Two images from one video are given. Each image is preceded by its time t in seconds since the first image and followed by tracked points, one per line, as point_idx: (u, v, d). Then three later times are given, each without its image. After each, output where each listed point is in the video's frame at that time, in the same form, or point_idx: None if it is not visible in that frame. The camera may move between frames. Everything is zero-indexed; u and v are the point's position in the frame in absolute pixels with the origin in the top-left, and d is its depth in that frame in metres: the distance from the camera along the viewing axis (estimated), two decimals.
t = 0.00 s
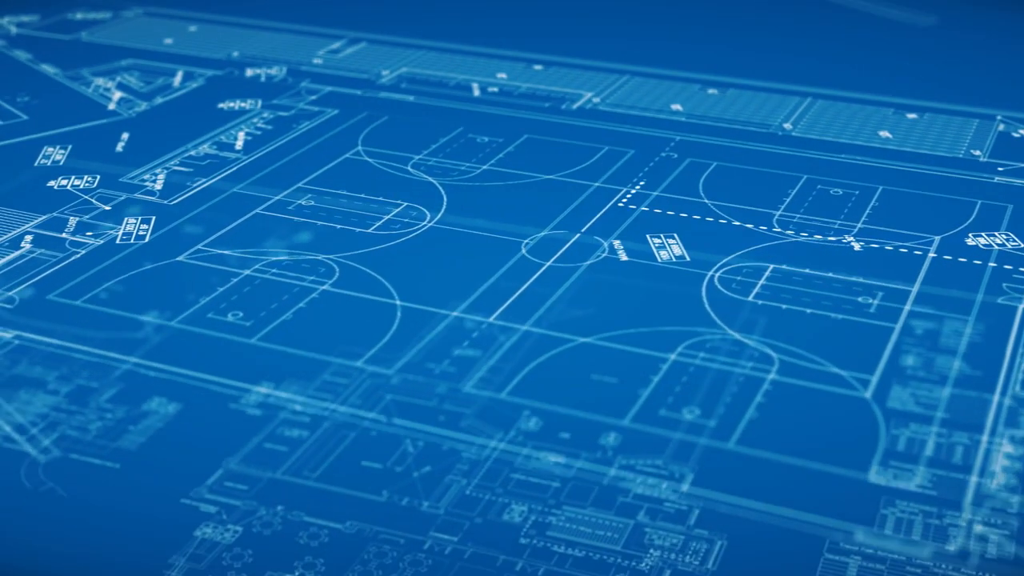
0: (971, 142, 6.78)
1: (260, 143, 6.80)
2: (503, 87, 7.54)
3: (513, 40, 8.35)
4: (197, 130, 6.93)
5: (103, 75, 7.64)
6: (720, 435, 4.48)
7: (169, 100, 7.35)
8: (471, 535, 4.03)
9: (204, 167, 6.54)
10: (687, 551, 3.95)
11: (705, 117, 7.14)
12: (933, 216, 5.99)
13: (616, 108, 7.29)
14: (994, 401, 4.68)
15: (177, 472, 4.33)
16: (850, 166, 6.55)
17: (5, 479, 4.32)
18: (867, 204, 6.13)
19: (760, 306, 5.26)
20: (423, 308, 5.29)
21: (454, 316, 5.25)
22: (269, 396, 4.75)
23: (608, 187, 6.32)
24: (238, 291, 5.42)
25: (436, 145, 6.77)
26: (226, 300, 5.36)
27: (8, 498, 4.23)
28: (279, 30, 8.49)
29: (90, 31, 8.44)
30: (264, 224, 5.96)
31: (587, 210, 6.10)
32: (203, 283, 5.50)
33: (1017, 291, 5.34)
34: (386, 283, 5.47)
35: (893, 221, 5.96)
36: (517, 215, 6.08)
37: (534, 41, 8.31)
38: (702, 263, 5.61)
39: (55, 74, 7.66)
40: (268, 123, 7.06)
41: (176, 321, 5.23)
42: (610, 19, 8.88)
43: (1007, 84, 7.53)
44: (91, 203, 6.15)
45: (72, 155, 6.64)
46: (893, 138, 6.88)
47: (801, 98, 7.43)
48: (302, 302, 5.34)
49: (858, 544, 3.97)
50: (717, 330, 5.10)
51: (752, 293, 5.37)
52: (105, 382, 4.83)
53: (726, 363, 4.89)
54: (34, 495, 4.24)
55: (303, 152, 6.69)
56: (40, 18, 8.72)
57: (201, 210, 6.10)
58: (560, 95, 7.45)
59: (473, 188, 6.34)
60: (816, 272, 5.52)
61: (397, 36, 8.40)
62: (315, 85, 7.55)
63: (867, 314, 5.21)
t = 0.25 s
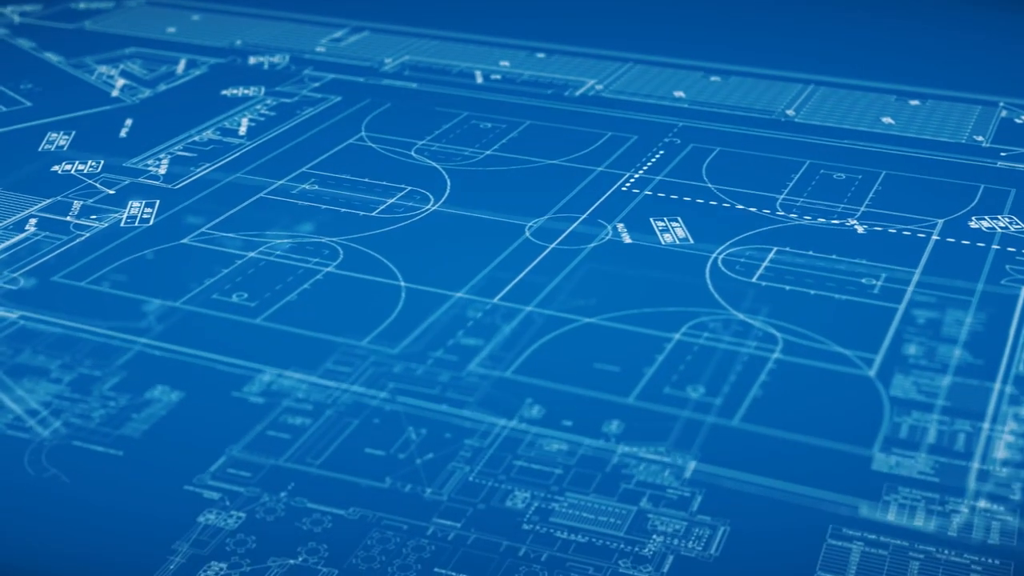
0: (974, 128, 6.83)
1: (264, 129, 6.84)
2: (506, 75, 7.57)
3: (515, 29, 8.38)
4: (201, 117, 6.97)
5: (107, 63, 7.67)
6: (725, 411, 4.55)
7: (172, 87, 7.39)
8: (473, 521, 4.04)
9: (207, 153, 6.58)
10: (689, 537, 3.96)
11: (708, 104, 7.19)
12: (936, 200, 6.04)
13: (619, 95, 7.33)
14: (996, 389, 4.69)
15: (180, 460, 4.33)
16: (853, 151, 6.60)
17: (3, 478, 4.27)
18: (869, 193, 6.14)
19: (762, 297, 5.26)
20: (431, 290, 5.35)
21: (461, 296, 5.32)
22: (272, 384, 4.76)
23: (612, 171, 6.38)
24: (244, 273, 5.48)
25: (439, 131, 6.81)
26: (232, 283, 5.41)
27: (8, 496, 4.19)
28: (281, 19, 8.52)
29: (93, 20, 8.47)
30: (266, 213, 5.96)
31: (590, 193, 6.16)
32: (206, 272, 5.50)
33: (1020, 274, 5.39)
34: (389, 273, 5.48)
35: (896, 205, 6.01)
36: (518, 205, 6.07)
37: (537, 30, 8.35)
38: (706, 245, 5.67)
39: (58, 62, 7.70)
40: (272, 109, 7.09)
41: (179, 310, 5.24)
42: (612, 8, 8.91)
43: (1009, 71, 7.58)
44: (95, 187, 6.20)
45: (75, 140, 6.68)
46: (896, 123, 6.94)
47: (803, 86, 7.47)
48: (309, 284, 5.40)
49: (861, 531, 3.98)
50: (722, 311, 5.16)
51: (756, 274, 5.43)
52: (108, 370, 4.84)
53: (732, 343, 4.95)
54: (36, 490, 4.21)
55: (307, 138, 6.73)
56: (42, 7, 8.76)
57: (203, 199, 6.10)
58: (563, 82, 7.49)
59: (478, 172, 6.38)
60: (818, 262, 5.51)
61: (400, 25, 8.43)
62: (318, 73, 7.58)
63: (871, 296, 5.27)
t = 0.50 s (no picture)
0: (977, 114, 6.89)
1: (267, 115, 6.89)
2: (509, 62, 7.62)
3: (517, 18, 8.41)
4: (204, 104, 7.01)
5: (110, 51, 7.72)
6: (730, 388, 4.63)
7: (175, 75, 7.44)
8: (477, 507, 4.04)
9: (209, 142, 6.60)
10: (692, 523, 3.96)
11: (711, 90, 7.24)
12: (939, 183, 6.10)
13: (622, 81, 7.36)
14: (998, 376, 4.69)
15: (183, 448, 4.33)
16: (856, 136, 6.66)
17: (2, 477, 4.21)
18: (872, 181, 6.15)
19: (765, 287, 5.26)
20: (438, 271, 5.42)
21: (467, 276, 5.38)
22: (274, 372, 4.76)
23: (615, 155, 6.43)
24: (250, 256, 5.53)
25: (441, 117, 6.85)
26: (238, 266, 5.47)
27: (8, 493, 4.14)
28: (284, 7, 8.55)
29: (95, 9, 8.50)
30: (268, 203, 5.96)
31: (594, 177, 6.21)
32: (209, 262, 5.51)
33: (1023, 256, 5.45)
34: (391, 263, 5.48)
35: (900, 188, 6.06)
36: (520, 195, 6.06)
37: (540, 19, 8.39)
38: (709, 228, 5.72)
39: (61, 50, 7.73)
40: (275, 96, 7.14)
41: (182, 300, 5.25)
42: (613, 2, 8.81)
43: (1010, 60, 7.66)
44: (99, 171, 6.25)
45: (79, 127, 6.73)
46: (898, 109, 6.98)
47: (805, 73, 7.53)
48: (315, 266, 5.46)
49: (863, 518, 3.98)
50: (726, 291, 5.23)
51: (758, 256, 5.49)
52: (111, 359, 4.84)
53: (738, 323, 5.01)
54: (37, 483, 4.19)
55: (310, 123, 6.77)
56: None
57: (205, 189, 6.10)
58: (566, 69, 7.53)
59: (481, 157, 6.43)
60: (820, 253, 5.50)
61: (403, 14, 8.46)
62: (321, 60, 7.62)
63: (874, 277, 5.33)
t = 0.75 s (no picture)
0: (979, 101, 7.00)
1: (270, 101, 6.94)
2: (511, 50, 7.70)
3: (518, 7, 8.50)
4: (207, 91, 7.06)
5: (113, 39, 7.77)
6: (736, 366, 4.69)
7: (178, 62, 7.48)
8: (480, 494, 4.04)
9: (211, 130, 6.62)
10: (695, 509, 3.97)
11: (714, 77, 7.35)
12: (942, 168, 6.19)
13: (625, 68, 7.46)
14: (999, 364, 4.71)
15: (185, 435, 4.34)
16: (858, 122, 6.75)
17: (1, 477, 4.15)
18: (873, 169, 6.18)
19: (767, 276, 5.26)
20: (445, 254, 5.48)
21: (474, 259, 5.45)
22: (277, 361, 4.76)
23: (619, 140, 6.52)
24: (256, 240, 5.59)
25: (445, 104, 6.93)
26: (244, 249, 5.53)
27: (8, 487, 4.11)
28: None
29: None
30: (269, 193, 5.96)
31: (598, 161, 6.30)
32: (211, 252, 5.52)
33: None
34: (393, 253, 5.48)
35: (903, 172, 6.15)
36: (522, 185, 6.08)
37: (542, 8, 8.47)
38: (713, 211, 5.79)
39: (64, 38, 7.78)
40: (277, 83, 7.19)
41: (185, 289, 5.25)
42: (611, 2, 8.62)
43: (1009, 50, 7.78)
44: (103, 155, 6.30)
45: (82, 112, 6.78)
46: (902, 95, 7.10)
47: (807, 61, 7.64)
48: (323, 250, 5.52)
49: (866, 504, 3.99)
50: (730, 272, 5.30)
51: (761, 237, 5.56)
52: (114, 348, 4.85)
53: (744, 305, 5.07)
54: (38, 474, 4.17)
55: (313, 110, 6.84)
56: None
57: (207, 180, 6.11)
58: (569, 57, 7.62)
59: (485, 142, 6.50)
60: (821, 243, 5.51)
61: (406, 3, 8.54)
62: (324, 48, 7.69)
63: (877, 259, 5.40)
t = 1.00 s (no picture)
0: (982, 87, 7.03)
1: (274, 88, 7.01)
2: (514, 38, 7.75)
3: None
4: (210, 78, 7.13)
5: (116, 28, 7.83)
6: (743, 344, 4.76)
7: (181, 49, 7.55)
8: (483, 481, 4.05)
9: (214, 121, 6.63)
10: (698, 496, 3.97)
11: (717, 64, 7.39)
12: (945, 152, 6.24)
13: (627, 56, 7.51)
14: (1001, 352, 4.71)
15: (188, 423, 4.34)
16: (861, 108, 6.80)
17: None
18: (875, 158, 6.19)
19: (769, 266, 5.26)
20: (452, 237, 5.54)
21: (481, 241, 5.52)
22: (279, 350, 4.77)
23: (621, 125, 6.58)
24: (263, 225, 5.66)
25: (448, 90, 6.99)
26: (252, 233, 5.61)
27: (11, 477, 4.10)
28: None
29: None
30: (271, 185, 5.98)
31: (601, 145, 6.35)
32: (213, 245, 5.53)
33: None
34: (394, 244, 5.49)
35: (906, 157, 6.20)
36: (524, 175, 6.08)
37: None
38: (716, 194, 5.86)
39: (68, 27, 7.86)
40: (281, 70, 7.26)
41: (187, 280, 5.27)
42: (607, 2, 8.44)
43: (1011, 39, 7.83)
44: (107, 140, 6.39)
45: (86, 99, 6.86)
46: (905, 82, 7.14)
47: (809, 49, 7.69)
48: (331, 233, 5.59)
49: (869, 491, 3.99)
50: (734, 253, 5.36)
51: (765, 219, 5.63)
52: (116, 336, 4.86)
53: (749, 286, 5.12)
54: (41, 464, 4.16)
55: (316, 96, 6.90)
56: None
57: (209, 171, 6.12)
58: (572, 45, 7.67)
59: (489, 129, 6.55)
60: (823, 233, 5.51)
61: None
62: (327, 36, 7.74)
63: (881, 241, 5.46)
